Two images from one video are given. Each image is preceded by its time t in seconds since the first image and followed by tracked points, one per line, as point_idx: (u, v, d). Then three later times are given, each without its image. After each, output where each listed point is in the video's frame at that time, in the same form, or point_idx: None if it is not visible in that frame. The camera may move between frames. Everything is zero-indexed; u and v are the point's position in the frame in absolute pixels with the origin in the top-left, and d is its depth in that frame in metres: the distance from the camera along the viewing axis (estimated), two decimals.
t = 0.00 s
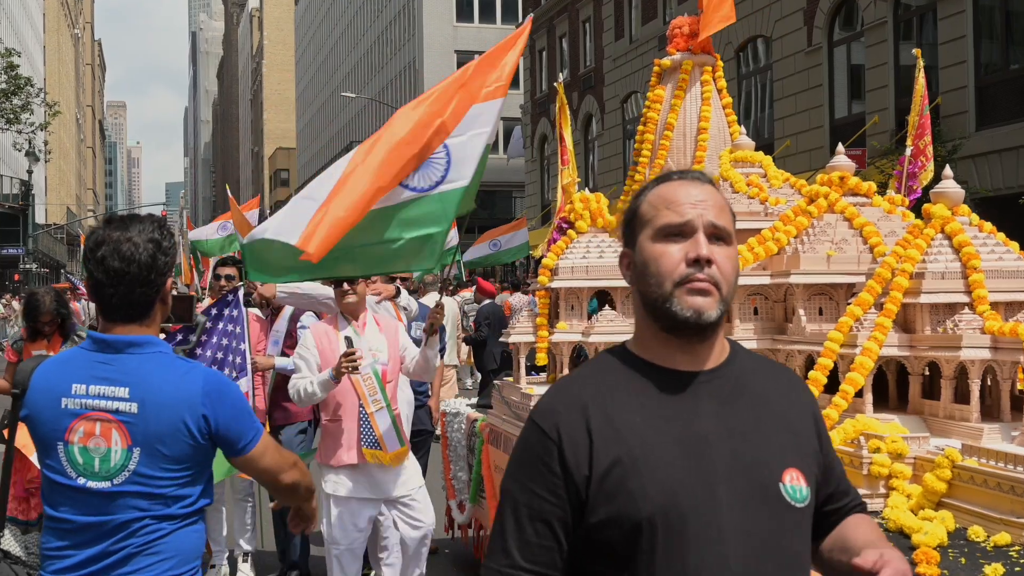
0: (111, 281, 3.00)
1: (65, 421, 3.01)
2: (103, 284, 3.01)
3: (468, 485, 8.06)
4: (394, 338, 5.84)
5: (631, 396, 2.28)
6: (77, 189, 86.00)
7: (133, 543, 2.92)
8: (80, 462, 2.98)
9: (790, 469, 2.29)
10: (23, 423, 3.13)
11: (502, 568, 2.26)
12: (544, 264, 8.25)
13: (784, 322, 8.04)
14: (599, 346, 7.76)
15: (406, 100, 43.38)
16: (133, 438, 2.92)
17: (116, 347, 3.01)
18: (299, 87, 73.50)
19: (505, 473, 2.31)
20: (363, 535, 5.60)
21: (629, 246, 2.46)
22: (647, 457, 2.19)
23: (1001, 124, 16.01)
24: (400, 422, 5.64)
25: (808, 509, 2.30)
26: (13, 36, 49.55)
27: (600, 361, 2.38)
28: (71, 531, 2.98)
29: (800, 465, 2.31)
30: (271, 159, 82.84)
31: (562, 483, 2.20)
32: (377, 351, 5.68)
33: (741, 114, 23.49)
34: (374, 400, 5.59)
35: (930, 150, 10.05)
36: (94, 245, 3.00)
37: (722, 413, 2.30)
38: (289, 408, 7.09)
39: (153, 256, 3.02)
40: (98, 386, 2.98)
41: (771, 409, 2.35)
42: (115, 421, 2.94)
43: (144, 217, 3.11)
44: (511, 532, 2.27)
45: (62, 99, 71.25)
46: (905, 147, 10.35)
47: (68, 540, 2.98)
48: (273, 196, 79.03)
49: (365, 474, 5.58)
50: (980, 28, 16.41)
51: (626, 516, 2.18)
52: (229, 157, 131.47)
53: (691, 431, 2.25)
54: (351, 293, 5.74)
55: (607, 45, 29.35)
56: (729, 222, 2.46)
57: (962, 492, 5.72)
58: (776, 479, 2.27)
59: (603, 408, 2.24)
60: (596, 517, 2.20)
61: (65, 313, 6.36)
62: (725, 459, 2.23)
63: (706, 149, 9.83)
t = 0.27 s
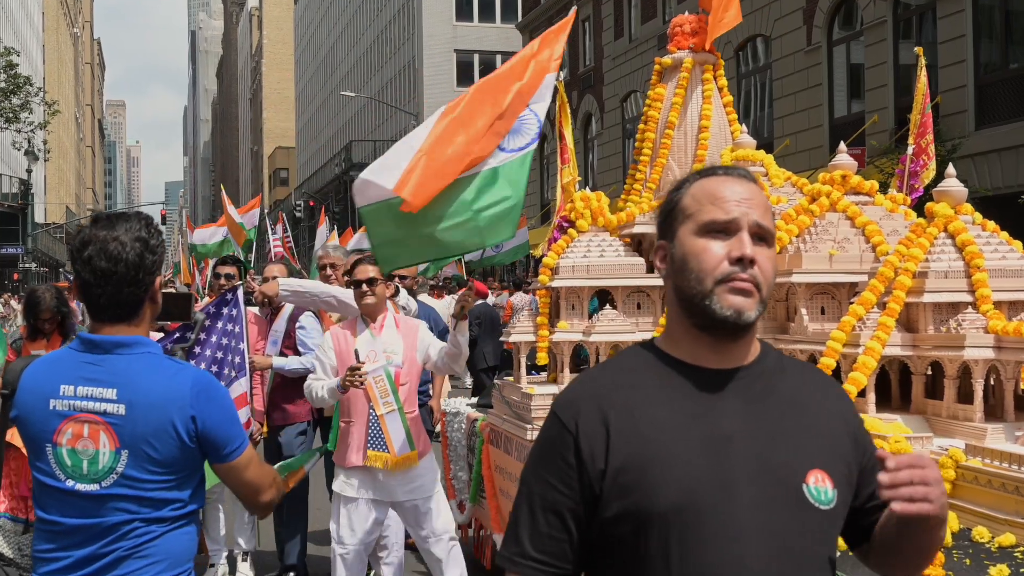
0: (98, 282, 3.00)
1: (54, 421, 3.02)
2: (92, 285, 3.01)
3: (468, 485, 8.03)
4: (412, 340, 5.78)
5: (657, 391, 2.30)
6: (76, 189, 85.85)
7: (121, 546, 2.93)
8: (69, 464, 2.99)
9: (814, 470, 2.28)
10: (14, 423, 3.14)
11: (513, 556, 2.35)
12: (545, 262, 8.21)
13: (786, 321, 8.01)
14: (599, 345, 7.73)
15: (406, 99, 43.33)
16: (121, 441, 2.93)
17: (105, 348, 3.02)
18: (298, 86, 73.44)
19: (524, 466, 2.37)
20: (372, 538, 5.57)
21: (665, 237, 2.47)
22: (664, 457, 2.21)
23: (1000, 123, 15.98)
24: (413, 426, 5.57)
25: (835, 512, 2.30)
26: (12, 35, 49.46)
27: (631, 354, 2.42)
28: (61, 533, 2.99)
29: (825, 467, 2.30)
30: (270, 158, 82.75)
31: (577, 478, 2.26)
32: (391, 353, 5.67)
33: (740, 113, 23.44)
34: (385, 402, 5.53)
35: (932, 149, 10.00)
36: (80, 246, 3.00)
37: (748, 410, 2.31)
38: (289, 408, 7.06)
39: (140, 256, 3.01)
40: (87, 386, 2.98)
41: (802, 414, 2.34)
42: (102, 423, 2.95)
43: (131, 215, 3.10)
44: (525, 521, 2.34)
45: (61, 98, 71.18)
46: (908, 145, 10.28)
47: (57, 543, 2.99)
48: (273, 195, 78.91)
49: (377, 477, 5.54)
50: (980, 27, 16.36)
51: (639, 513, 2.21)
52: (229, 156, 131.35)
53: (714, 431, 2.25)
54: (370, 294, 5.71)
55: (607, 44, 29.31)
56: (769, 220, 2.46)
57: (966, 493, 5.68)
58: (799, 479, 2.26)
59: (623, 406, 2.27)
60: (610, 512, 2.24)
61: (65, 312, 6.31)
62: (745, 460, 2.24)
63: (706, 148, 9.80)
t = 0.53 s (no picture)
0: (82, 281, 3.06)
1: (38, 423, 3.10)
2: (76, 284, 3.07)
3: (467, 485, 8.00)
4: (433, 342, 5.93)
5: (681, 389, 2.32)
6: (75, 188, 85.68)
7: (109, 548, 3.04)
8: (54, 466, 3.08)
9: (836, 471, 2.26)
10: None
11: (528, 551, 2.37)
12: (546, 262, 8.11)
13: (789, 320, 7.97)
14: (600, 344, 7.69)
15: (405, 98, 43.29)
16: (105, 444, 3.02)
17: (87, 349, 3.09)
18: (298, 85, 73.34)
19: (544, 463, 2.41)
20: (385, 539, 5.79)
21: (700, 227, 2.45)
22: (683, 455, 2.22)
23: (999, 122, 15.94)
24: (426, 430, 5.77)
25: (861, 513, 2.27)
26: (10, 34, 49.52)
27: (659, 351, 2.45)
28: (47, 537, 3.10)
29: (848, 467, 2.28)
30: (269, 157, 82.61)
31: (595, 474, 2.30)
32: (408, 355, 5.86)
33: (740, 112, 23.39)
34: (399, 403, 5.79)
35: (934, 148, 9.95)
36: (63, 246, 3.06)
37: (771, 411, 2.31)
38: (288, 408, 7.03)
39: (123, 256, 3.07)
40: (70, 389, 3.06)
41: (825, 416, 2.34)
42: (86, 425, 3.03)
43: (114, 213, 3.16)
44: (541, 516, 2.39)
45: (60, 97, 71.05)
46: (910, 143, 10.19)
47: (46, 544, 3.10)
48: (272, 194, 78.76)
49: (388, 478, 5.78)
50: (979, 26, 16.31)
51: (655, 511, 2.23)
52: (228, 155, 131.17)
53: (733, 431, 2.26)
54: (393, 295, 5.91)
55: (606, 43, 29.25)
56: (811, 223, 2.43)
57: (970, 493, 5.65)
58: (820, 481, 2.25)
59: (644, 403, 2.30)
60: (627, 509, 2.27)
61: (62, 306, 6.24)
62: (764, 460, 2.24)
63: (707, 146, 9.66)
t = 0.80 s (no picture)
0: (60, 281, 3.03)
1: (19, 425, 3.08)
2: (55, 284, 3.04)
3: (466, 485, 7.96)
4: (449, 339, 6.03)
5: (698, 390, 2.32)
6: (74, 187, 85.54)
7: (91, 550, 3.01)
8: (35, 468, 3.05)
9: (851, 470, 2.26)
10: None
11: (543, 552, 2.38)
12: (544, 262, 8.13)
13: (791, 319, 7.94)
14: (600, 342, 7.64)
15: (404, 97, 43.23)
16: (86, 446, 2.99)
17: (68, 349, 3.06)
18: (297, 84, 73.26)
19: (560, 464, 2.40)
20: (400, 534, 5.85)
21: (728, 225, 2.41)
22: (697, 455, 2.22)
23: (999, 121, 15.89)
24: (440, 428, 5.85)
25: (878, 514, 2.26)
26: (10, 32, 49.49)
27: (676, 350, 2.46)
28: (30, 539, 3.07)
29: (864, 466, 2.28)
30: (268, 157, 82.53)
31: (608, 475, 2.29)
32: (425, 351, 5.94)
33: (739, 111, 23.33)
34: (414, 400, 5.83)
35: (935, 146, 9.89)
36: (42, 245, 3.03)
37: (788, 414, 2.31)
38: (288, 408, 6.99)
39: (102, 254, 3.04)
40: (51, 390, 3.04)
41: (841, 408, 2.34)
42: (67, 427, 3.00)
43: (94, 212, 3.13)
44: (556, 517, 2.38)
45: (60, 95, 70.93)
46: (913, 142, 10.10)
47: (29, 546, 3.07)
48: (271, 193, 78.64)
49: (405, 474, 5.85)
50: (978, 25, 16.27)
51: (669, 513, 2.22)
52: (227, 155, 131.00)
53: (748, 433, 2.26)
54: (410, 292, 6.01)
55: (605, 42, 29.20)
56: (843, 231, 2.39)
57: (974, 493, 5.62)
58: (836, 482, 2.24)
59: (660, 403, 2.30)
60: (641, 511, 2.25)
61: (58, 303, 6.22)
62: (779, 460, 2.23)
63: (707, 145, 9.56)
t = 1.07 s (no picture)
0: (38, 282, 2.98)
1: None
2: (34, 285, 2.99)
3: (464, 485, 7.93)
4: (461, 336, 6.00)
5: (706, 389, 2.28)
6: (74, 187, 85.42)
7: (71, 555, 2.99)
8: (13, 473, 3.02)
9: (860, 462, 2.23)
10: None
11: (549, 555, 2.33)
12: (544, 261, 8.09)
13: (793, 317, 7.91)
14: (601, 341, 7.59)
15: (403, 96, 43.17)
16: (64, 450, 2.96)
17: (46, 352, 3.02)
18: (296, 84, 73.19)
19: (567, 465, 2.35)
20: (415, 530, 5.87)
21: (748, 225, 2.33)
22: (704, 455, 2.19)
23: (998, 121, 15.85)
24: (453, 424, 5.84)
25: (889, 506, 2.23)
26: (8, 32, 49.38)
27: (684, 349, 2.42)
28: (9, 544, 3.04)
29: (874, 456, 2.25)
30: (268, 156, 82.46)
31: (617, 477, 2.25)
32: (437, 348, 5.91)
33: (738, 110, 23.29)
34: (428, 396, 5.83)
35: (937, 145, 9.84)
36: (21, 246, 2.99)
37: (800, 414, 2.28)
38: (287, 408, 6.95)
39: (81, 257, 2.99)
40: (28, 393, 3.00)
41: (845, 400, 2.32)
42: (45, 431, 2.97)
43: (75, 212, 3.08)
44: (562, 519, 2.33)
45: (59, 95, 70.81)
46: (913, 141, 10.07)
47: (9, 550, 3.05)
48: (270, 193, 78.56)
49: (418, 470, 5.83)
50: (977, 25, 16.22)
51: (680, 515, 2.18)
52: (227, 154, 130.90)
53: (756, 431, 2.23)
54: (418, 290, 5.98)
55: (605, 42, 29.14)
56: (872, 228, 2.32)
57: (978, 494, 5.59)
58: (845, 476, 2.22)
59: (668, 402, 2.26)
60: (652, 514, 2.21)
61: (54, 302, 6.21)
62: (789, 459, 2.21)
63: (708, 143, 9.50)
